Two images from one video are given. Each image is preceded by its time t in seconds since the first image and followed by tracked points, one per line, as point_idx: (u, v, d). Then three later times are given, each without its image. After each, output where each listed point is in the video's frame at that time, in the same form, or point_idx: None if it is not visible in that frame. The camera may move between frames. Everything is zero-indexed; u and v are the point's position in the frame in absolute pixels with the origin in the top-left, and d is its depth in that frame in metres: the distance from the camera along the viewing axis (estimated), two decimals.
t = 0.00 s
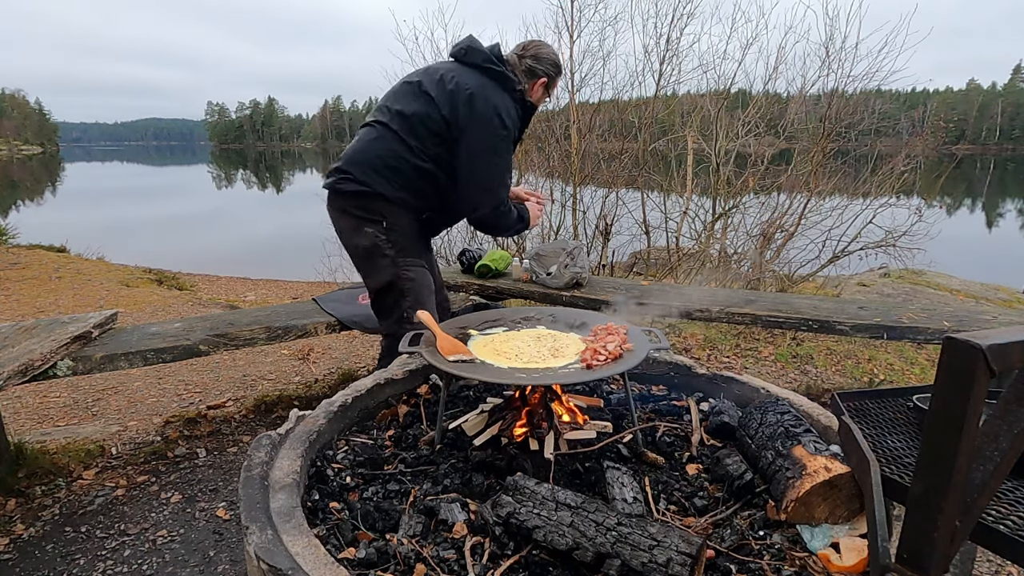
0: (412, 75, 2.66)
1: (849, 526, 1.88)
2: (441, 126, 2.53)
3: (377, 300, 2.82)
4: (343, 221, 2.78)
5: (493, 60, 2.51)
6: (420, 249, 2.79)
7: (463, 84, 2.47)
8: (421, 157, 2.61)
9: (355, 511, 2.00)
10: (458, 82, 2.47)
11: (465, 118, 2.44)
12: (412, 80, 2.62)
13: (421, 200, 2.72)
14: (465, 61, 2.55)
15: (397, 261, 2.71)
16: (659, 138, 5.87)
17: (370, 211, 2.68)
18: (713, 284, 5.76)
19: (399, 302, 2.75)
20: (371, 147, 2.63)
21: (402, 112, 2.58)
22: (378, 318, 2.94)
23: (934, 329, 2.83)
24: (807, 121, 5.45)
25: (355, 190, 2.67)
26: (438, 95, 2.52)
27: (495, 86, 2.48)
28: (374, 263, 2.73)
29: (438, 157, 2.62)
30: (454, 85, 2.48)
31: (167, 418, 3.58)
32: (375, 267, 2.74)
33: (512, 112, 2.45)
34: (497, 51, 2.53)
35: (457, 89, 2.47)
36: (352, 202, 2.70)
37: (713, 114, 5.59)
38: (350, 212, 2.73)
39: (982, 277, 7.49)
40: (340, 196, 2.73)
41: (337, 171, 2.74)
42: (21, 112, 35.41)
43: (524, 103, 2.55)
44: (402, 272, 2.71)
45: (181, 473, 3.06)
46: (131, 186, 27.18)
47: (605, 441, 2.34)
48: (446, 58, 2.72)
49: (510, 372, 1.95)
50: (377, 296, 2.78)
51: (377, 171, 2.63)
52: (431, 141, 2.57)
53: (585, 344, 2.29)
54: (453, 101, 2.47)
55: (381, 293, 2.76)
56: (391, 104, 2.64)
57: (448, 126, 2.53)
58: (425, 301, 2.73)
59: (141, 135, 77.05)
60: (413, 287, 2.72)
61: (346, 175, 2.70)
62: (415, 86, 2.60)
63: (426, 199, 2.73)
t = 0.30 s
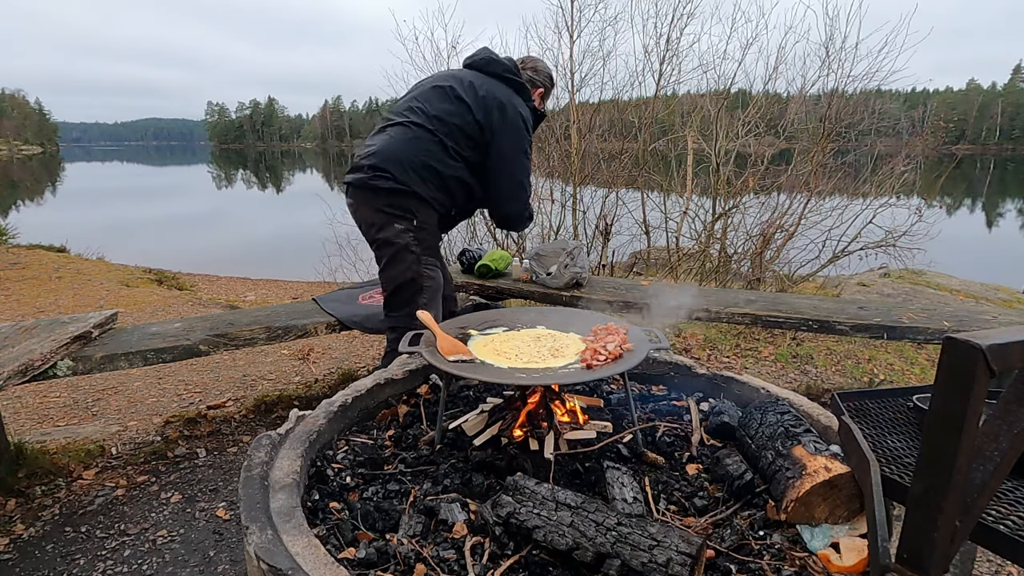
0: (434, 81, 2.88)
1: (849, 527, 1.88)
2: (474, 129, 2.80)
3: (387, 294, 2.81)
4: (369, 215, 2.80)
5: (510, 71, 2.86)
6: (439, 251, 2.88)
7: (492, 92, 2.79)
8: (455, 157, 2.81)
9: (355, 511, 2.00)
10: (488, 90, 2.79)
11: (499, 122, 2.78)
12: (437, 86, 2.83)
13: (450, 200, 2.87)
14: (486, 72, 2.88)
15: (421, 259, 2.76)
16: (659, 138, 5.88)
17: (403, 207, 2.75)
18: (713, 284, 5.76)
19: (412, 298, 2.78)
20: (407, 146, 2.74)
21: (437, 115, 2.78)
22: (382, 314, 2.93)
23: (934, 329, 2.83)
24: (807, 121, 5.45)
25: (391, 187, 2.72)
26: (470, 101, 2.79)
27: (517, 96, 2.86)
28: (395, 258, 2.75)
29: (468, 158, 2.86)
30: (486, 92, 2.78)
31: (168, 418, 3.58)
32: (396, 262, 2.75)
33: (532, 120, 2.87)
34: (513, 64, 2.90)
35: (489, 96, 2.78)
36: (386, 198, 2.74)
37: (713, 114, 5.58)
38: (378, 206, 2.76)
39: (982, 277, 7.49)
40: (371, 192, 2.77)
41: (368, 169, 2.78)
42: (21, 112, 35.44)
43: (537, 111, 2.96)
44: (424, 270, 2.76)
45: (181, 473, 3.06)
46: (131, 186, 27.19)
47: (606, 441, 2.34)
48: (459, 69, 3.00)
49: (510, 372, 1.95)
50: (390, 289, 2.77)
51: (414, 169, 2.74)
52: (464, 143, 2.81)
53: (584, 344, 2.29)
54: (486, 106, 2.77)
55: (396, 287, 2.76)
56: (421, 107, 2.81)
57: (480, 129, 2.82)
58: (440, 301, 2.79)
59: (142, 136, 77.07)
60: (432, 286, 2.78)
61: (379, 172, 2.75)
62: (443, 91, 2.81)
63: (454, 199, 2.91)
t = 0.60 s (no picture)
0: (452, 85, 2.91)
1: (849, 526, 1.88)
2: (494, 135, 2.85)
3: (405, 289, 2.81)
4: (391, 212, 2.77)
5: (522, 81, 2.96)
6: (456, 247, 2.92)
7: (510, 100, 2.87)
8: (477, 161, 2.84)
9: (355, 511, 2.00)
10: (507, 98, 2.86)
11: (519, 130, 2.84)
12: (458, 92, 2.86)
13: (469, 202, 2.89)
14: (502, 81, 2.96)
15: (443, 257, 2.79)
16: (659, 138, 5.88)
17: (428, 206, 2.73)
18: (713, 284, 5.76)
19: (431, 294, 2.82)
20: (432, 147, 2.73)
21: (459, 119, 2.80)
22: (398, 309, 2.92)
23: (934, 329, 2.83)
24: (807, 121, 5.45)
25: (417, 187, 2.70)
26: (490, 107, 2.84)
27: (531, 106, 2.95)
28: (419, 256, 2.75)
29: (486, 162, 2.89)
30: (505, 101, 2.85)
31: (168, 418, 3.58)
32: (420, 260, 2.76)
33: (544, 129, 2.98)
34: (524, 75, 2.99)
35: (508, 103, 2.85)
36: (411, 197, 2.72)
37: (713, 114, 5.58)
38: (402, 204, 2.74)
39: (982, 277, 7.49)
40: (396, 191, 2.73)
41: (394, 168, 2.74)
42: (21, 112, 35.48)
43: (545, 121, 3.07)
44: (445, 267, 2.81)
45: (181, 473, 3.06)
46: (131, 186, 27.21)
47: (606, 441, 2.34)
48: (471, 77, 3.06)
49: (510, 372, 1.95)
50: (411, 287, 2.77)
51: (439, 170, 2.73)
52: (485, 148, 2.85)
53: (584, 343, 2.29)
54: (507, 113, 2.84)
55: (419, 285, 2.77)
56: (442, 110, 2.82)
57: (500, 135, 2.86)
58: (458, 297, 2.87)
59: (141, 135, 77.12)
60: (452, 282, 2.84)
61: (404, 172, 2.72)
62: (465, 97, 2.85)
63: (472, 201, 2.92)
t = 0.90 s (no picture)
0: (461, 84, 2.92)
1: (849, 527, 1.88)
2: (498, 135, 2.85)
3: (401, 284, 2.79)
4: (390, 205, 2.75)
5: (533, 84, 2.95)
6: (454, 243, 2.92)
7: (518, 102, 2.87)
8: (478, 160, 2.83)
9: (355, 511, 2.00)
10: (515, 100, 2.87)
11: (522, 131, 2.84)
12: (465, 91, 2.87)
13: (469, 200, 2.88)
14: (512, 83, 2.95)
15: (441, 252, 2.78)
16: (659, 138, 5.88)
17: (426, 200, 2.72)
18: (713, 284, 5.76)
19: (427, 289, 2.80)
20: (435, 142, 2.74)
21: (464, 117, 2.81)
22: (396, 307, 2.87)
23: (934, 329, 2.83)
24: (807, 121, 5.45)
25: (416, 180, 2.70)
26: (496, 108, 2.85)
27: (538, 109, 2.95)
28: (416, 250, 2.73)
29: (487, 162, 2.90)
30: (510, 102, 2.86)
31: (168, 418, 3.58)
32: (417, 254, 2.74)
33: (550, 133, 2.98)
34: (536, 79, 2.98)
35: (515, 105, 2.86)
36: (411, 191, 2.71)
37: (713, 114, 5.58)
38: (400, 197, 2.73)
39: (982, 277, 7.49)
40: (395, 183, 2.73)
41: (394, 161, 2.74)
42: (21, 112, 35.51)
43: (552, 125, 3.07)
44: (442, 262, 2.80)
45: (181, 473, 3.06)
46: (131, 186, 27.23)
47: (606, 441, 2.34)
48: (482, 76, 3.06)
49: (510, 372, 1.95)
50: (408, 281, 2.75)
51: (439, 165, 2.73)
52: (487, 147, 2.85)
53: (584, 343, 2.29)
54: (511, 115, 2.84)
55: (416, 279, 2.75)
56: (448, 107, 2.83)
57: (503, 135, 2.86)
58: (455, 293, 2.86)
59: (141, 135, 77.12)
60: (449, 278, 2.83)
61: (405, 165, 2.72)
62: (471, 97, 2.86)
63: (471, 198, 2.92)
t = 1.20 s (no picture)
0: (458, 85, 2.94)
1: (849, 527, 1.89)
2: (491, 130, 2.82)
3: (397, 284, 2.82)
4: (380, 205, 2.79)
5: (534, 84, 2.94)
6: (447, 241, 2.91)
7: (513, 98, 2.82)
8: (469, 155, 2.80)
9: (355, 511, 2.00)
10: (509, 96, 2.82)
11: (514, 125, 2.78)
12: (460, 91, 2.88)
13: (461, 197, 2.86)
14: (509, 81, 2.93)
15: (432, 250, 2.78)
16: (659, 138, 5.88)
17: (415, 197, 2.74)
18: (713, 284, 5.76)
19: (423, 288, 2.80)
20: (425, 139, 2.75)
21: (456, 113, 2.79)
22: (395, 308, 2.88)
23: (934, 330, 2.83)
24: (807, 121, 5.45)
25: (403, 178, 2.72)
26: (490, 104, 2.81)
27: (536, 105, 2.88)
28: (406, 249, 2.74)
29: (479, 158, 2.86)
30: (504, 97, 2.82)
31: (168, 418, 3.58)
32: (408, 252, 2.75)
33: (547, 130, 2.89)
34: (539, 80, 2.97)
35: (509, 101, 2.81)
36: (399, 188, 2.73)
37: (713, 114, 5.59)
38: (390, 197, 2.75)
39: (982, 277, 7.49)
40: (385, 181, 2.75)
41: (384, 158, 2.77)
42: (21, 112, 35.55)
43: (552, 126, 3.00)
44: (434, 260, 2.79)
45: (181, 473, 3.06)
46: (131, 187, 27.25)
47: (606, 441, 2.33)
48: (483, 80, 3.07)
49: (510, 372, 1.95)
50: (401, 281, 2.77)
51: (427, 163, 2.74)
52: (479, 143, 2.81)
53: (585, 344, 2.29)
54: (503, 109, 2.80)
55: (409, 278, 2.76)
56: (441, 104, 2.82)
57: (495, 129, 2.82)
58: (451, 290, 2.83)
59: (141, 135, 77.14)
60: (443, 276, 2.81)
61: (394, 162, 2.74)
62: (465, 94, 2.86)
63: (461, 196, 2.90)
